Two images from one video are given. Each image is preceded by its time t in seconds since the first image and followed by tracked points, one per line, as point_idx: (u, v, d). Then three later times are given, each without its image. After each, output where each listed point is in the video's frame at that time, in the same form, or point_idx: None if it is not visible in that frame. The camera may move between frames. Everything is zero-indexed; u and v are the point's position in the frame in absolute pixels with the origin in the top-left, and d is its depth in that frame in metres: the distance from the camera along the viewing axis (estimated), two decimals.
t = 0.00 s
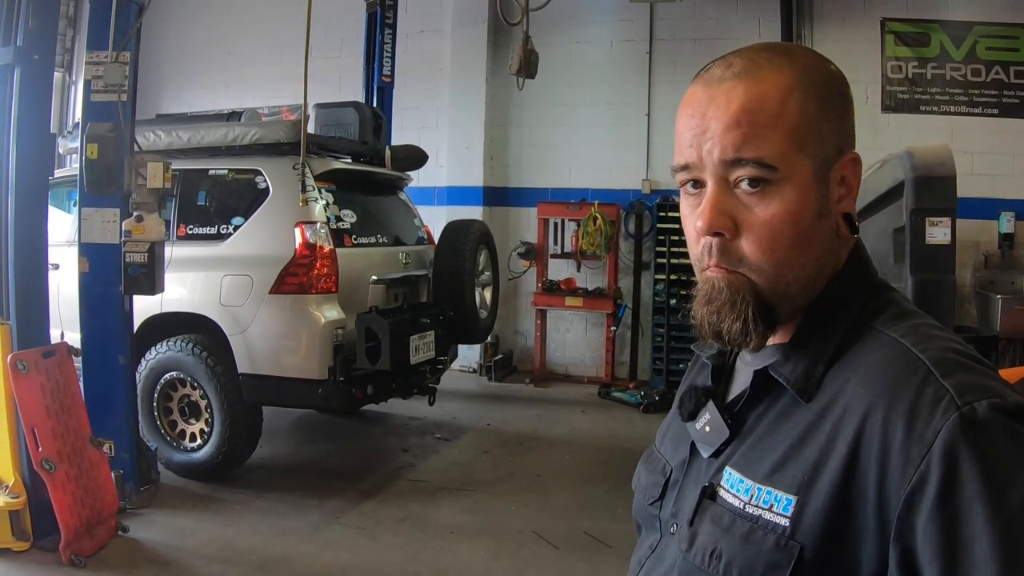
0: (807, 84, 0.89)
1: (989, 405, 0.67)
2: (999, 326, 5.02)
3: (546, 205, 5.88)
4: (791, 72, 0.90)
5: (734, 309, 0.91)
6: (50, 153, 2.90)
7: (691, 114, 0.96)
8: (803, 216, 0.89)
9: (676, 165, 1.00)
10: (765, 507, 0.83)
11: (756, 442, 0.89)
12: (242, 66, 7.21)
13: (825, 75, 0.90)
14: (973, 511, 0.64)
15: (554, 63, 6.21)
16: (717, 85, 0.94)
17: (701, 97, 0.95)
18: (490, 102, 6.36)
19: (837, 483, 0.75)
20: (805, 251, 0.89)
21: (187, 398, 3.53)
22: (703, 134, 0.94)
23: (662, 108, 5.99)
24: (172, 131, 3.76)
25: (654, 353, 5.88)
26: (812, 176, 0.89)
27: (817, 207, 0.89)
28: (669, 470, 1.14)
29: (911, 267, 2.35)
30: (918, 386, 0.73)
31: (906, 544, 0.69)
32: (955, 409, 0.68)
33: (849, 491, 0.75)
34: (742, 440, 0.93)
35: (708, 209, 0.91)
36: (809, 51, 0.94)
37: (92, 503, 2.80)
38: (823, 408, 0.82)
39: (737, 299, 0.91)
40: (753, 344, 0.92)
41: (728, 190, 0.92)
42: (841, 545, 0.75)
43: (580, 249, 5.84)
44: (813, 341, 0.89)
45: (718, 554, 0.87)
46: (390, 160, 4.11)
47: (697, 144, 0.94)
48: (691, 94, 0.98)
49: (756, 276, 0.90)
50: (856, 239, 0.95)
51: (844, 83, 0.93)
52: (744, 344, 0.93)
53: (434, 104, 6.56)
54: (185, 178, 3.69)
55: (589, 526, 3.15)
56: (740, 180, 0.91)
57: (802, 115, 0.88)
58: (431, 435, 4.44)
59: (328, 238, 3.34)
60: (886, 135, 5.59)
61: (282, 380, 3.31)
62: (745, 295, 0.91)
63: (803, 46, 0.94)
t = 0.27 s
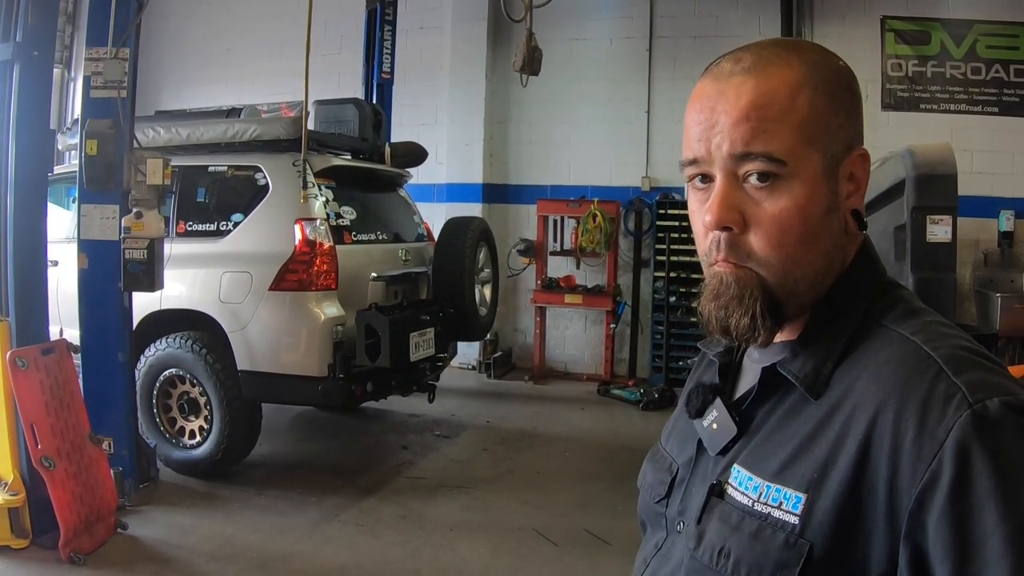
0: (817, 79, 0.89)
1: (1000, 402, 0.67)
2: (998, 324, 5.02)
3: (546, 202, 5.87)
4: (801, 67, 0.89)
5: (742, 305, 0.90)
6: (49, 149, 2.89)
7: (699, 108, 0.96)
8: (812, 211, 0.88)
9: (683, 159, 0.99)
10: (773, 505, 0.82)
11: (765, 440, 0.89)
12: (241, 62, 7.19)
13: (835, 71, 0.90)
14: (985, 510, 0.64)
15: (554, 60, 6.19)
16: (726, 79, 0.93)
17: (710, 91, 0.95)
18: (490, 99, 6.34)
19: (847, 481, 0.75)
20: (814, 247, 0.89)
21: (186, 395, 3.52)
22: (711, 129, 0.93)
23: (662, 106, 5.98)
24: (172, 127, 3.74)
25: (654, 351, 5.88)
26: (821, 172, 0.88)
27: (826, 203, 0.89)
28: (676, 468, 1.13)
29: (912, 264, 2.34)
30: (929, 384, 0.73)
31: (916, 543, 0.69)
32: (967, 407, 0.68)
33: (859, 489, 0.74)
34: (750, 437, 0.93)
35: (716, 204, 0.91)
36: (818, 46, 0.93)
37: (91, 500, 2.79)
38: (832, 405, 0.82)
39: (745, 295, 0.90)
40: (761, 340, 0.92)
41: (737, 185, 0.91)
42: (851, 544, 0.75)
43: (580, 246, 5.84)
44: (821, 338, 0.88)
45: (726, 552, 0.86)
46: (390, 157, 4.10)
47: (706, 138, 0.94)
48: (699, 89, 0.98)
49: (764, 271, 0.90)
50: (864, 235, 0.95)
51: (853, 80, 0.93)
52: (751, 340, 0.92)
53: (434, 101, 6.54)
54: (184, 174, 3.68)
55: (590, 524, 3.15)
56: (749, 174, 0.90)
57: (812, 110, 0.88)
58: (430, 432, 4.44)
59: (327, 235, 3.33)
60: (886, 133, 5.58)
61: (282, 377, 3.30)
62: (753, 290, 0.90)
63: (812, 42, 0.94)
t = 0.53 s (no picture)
0: (816, 77, 0.88)
1: (1002, 401, 0.67)
2: (998, 322, 5.01)
3: (546, 200, 5.87)
4: (801, 65, 0.89)
5: (743, 304, 0.90)
6: (50, 146, 2.89)
7: (700, 107, 0.96)
8: (812, 211, 0.88)
9: (683, 158, 0.99)
10: (774, 503, 0.82)
11: (766, 437, 0.89)
12: (241, 59, 7.18)
13: (835, 69, 0.89)
14: (986, 509, 0.64)
15: (555, 57, 6.18)
16: (726, 77, 0.93)
17: (710, 90, 0.94)
18: (491, 96, 6.34)
19: (848, 480, 0.75)
20: (815, 246, 0.89)
21: (187, 392, 3.53)
22: (712, 128, 0.93)
23: (663, 103, 5.97)
24: (172, 124, 3.75)
25: (655, 348, 5.88)
26: (822, 170, 0.88)
27: (827, 202, 0.89)
28: (677, 466, 1.13)
29: (912, 262, 2.34)
30: (930, 382, 0.73)
31: (917, 542, 0.69)
32: (969, 406, 0.68)
33: (860, 488, 0.74)
34: (751, 435, 0.93)
35: (716, 203, 0.91)
36: (819, 44, 0.93)
37: (92, 498, 2.80)
38: (834, 404, 0.82)
39: (745, 294, 0.90)
40: (762, 339, 0.92)
41: (737, 184, 0.91)
42: (853, 542, 0.75)
43: (580, 243, 5.83)
44: (822, 337, 0.88)
45: (727, 550, 0.86)
46: (391, 154, 4.10)
47: (706, 137, 0.94)
48: (700, 87, 0.98)
49: (765, 271, 0.90)
50: (865, 234, 0.94)
51: (854, 77, 0.92)
52: (752, 339, 0.92)
53: (435, 98, 6.53)
54: (185, 171, 3.68)
55: (590, 521, 3.15)
56: (749, 174, 0.90)
57: (812, 108, 0.88)
58: (431, 429, 4.44)
59: (328, 232, 3.33)
60: (886, 131, 5.57)
61: (282, 374, 3.30)
62: (753, 289, 0.90)
63: (812, 39, 0.93)
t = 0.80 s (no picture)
0: (810, 70, 0.88)
1: (1003, 395, 0.67)
2: (1000, 319, 5.00)
3: (548, 196, 5.86)
4: (794, 58, 0.88)
5: (738, 299, 0.90)
6: (51, 142, 2.88)
7: (693, 102, 0.95)
8: (808, 204, 0.87)
9: (679, 153, 0.99)
10: (774, 497, 0.82)
11: (766, 431, 0.88)
12: (243, 55, 7.18)
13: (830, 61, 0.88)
14: (987, 504, 0.63)
15: (556, 53, 6.17)
16: (719, 72, 0.93)
17: (703, 85, 0.94)
18: (492, 92, 6.32)
19: (848, 474, 0.75)
20: (811, 240, 0.88)
21: (188, 388, 3.53)
22: (705, 123, 0.93)
23: (665, 100, 5.96)
24: (174, 120, 3.75)
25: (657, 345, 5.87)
26: (817, 164, 0.87)
27: (823, 195, 0.88)
28: (678, 460, 1.13)
29: (914, 258, 2.33)
30: (931, 376, 0.72)
31: (918, 537, 0.69)
32: (970, 399, 0.68)
33: (861, 482, 0.74)
34: (752, 429, 0.92)
35: (711, 199, 0.91)
36: (814, 36, 0.92)
37: (94, 493, 2.81)
38: (834, 397, 0.82)
39: (741, 289, 0.90)
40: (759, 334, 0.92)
41: (732, 179, 0.91)
42: (853, 537, 0.74)
43: (582, 240, 5.83)
44: (821, 331, 0.88)
45: (726, 544, 0.86)
46: (392, 150, 4.09)
47: (700, 132, 0.94)
48: (694, 82, 0.97)
49: (761, 265, 0.89)
50: (865, 227, 0.94)
51: (851, 68, 0.91)
52: (749, 334, 0.92)
53: (436, 94, 6.52)
54: (186, 168, 3.68)
55: (591, 517, 3.15)
56: (743, 169, 0.90)
57: (806, 102, 0.87)
58: (432, 425, 4.45)
59: (329, 228, 3.33)
60: (888, 127, 5.55)
61: (283, 370, 3.31)
62: (749, 284, 0.90)
63: (808, 31, 0.92)
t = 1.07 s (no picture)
0: (814, 60, 0.87)
1: (1007, 389, 0.66)
2: (1002, 315, 4.99)
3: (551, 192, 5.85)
4: (797, 49, 0.88)
5: (740, 291, 0.90)
6: (52, 138, 2.88)
7: (697, 93, 0.95)
8: (811, 196, 0.87)
9: (682, 144, 0.99)
10: (776, 492, 0.82)
11: (768, 425, 0.88)
12: (244, 51, 7.17)
13: (833, 53, 0.88)
14: (989, 498, 0.63)
15: (558, 48, 6.15)
16: (722, 62, 0.92)
17: (706, 75, 0.94)
18: (494, 88, 6.31)
19: (850, 468, 0.74)
20: (815, 232, 0.88)
21: (190, 383, 3.54)
22: (708, 113, 0.92)
23: (667, 95, 5.94)
24: (176, 116, 3.74)
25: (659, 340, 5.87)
26: (821, 155, 0.87)
27: (826, 187, 0.87)
28: (680, 454, 1.13)
29: (916, 254, 2.32)
30: (934, 369, 0.72)
31: (920, 532, 0.68)
32: (974, 393, 0.67)
33: (863, 476, 0.74)
34: (753, 422, 0.92)
35: (713, 189, 0.90)
36: (819, 27, 0.91)
37: (96, 489, 2.82)
38: (836, 391, 0.81)
39: (743, 281, 0.89)
40: (760, 326, 0.91)
41: (734, 170, 0.90)
42: (855, 531, 0.74)
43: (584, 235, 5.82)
44: (824, 324, 0.88)
45: (727, 538, 0.86)
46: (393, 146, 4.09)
47: (702, 123, 0.93)
48: (697, 73, 0.97)
49: (763, 257, 0.89)
50: (868, 219, 0.93)
51: (854, 60, 0.90)
52: (751, 327, 0.92)
53: (438, 90, 6.51)
54: (188, 163, 3.67)
55: (592, 513, 3.16)
56: (746, 159, 0.89)
57: (810, 93, 0.87)
58: (434, 421, 4.45)
59: (331, 224, 3.33)
60: (891, 123, 5.52)
61: (285, 365, 3.31)
62: (751, 276, 0.89)
63: (811, 23, 0.92)
